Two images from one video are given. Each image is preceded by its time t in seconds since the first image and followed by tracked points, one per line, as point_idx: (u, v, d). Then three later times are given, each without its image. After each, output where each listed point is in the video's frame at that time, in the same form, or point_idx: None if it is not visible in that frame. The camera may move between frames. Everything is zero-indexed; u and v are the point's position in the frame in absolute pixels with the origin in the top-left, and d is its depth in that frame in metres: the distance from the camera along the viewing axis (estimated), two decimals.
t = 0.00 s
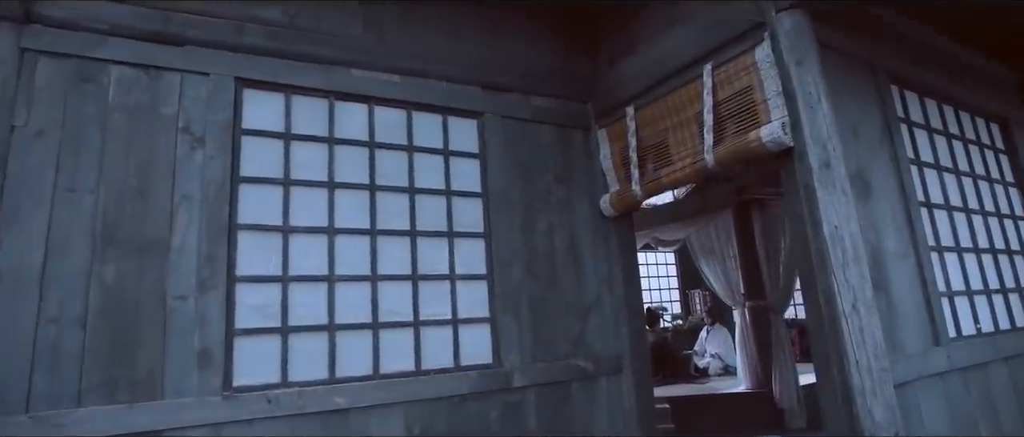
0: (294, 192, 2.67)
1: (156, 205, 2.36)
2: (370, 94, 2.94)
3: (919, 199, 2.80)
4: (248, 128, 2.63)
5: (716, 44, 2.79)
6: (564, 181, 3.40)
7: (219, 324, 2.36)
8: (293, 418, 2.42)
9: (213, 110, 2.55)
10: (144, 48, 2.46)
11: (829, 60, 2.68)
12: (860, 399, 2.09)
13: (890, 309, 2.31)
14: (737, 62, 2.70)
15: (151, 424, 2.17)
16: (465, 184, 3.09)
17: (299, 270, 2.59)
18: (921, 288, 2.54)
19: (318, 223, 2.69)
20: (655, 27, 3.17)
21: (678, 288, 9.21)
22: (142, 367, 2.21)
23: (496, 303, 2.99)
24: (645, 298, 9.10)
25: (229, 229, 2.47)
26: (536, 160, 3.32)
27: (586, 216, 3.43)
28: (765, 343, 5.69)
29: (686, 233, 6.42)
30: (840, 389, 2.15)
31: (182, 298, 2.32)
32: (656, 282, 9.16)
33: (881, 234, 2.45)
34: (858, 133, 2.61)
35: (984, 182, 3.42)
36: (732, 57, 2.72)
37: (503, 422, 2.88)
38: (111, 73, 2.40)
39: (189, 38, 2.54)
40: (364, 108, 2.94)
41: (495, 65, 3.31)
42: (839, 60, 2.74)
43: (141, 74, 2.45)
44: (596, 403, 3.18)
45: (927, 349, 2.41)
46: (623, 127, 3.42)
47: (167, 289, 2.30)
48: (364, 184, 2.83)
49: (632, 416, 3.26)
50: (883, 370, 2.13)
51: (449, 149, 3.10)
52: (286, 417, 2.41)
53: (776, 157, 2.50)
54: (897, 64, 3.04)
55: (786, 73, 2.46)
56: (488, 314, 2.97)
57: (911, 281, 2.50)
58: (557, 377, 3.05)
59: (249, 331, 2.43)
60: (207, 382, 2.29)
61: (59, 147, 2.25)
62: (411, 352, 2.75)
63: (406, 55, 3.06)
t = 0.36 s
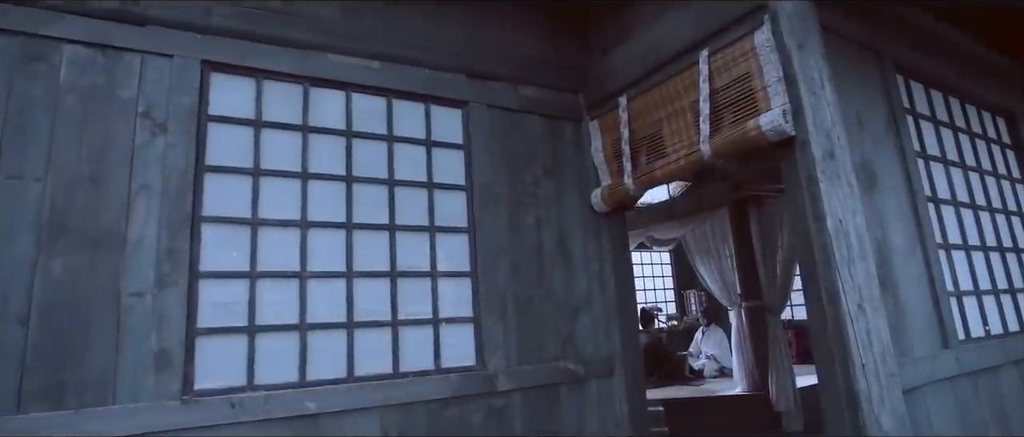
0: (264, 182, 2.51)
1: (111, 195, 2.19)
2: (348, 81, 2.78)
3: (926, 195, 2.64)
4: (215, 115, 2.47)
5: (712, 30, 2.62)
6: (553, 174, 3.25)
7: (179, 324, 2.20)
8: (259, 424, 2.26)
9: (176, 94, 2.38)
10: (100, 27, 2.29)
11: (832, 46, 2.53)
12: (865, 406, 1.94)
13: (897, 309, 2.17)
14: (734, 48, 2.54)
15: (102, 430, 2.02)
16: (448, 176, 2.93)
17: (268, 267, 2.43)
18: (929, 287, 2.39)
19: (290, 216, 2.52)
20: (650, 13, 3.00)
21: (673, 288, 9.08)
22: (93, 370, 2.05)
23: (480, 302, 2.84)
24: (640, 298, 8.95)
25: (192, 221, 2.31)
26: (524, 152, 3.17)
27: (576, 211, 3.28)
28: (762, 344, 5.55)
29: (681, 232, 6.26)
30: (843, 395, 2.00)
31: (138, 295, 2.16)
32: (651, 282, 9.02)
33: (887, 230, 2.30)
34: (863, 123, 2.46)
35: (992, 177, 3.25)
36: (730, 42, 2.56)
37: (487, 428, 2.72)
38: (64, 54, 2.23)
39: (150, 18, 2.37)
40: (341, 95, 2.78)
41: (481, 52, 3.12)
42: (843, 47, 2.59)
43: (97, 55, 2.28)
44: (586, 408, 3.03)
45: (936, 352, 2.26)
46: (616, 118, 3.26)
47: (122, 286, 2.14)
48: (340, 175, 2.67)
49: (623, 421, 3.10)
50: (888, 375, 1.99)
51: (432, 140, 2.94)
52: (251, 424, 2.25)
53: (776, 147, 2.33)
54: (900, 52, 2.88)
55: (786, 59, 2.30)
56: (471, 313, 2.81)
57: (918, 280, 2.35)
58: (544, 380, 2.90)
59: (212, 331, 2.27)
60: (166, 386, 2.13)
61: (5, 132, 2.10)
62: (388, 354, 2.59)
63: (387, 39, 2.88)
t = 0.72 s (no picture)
0: (235, 171, 2.34)
1: (65, 183, 2.03)
2: (327, 65, 2.62)
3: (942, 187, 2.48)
4: (183, 99, 2.31)
5: (715, 12, 2.46)
6: (547, 166, 3.09)
7: (139, 322, 2.04)
8: (226, 431, 2.10)
9: (139, 76, 2.22)
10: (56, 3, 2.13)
11: (843, 28, 2.36)
12: (881, 414, 1.78)
13: (913, 309, 2.01)
14: (737, 30, 2.37)
15: None
16: (434, 167, 2.77)
17: (238, 262, 2.27)
18: (946, 285, 2.23)
19: (263, 207, 2.36)
20: None
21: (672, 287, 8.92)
22: (41, 372, 1.90)
23: (467, 300, 2.68)
24: (639, 297, 8.80)
25: (155, 212, 2.15)
26: (514, 143, 3.01)
27: (570, 205, 3.11)
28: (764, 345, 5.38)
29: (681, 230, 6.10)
30: (855, 402, 1.84)
31: (94, 292, 2.00)
32: (650, 281, 8.86)
33: (902, 224, 2.14)
34: (876, 110, 2.30)
35: (1008, 170, 3.09)
36: (732, 25, 2.39)
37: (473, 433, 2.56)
38: (15, 31, 2.07)
39: None
40: (320, 80, 2.61)
41: (470, 37, 2.94)
42: (855, 29, 2.42)
43: (52, 33, 2.12)
44: (580, 412, 2.87)
45: (954, 355, 2.10)
46: (612, 108, 3.10)
47: (76, 281, 1.99)
48: (318, 164, 2.51)
49: (619, 426, 2.94)
50: (904, 380, 1.83)
51: (417, 128, 2.78)
52: (217, 430, 2.09)
53: (783, 134, 2.16)
54: (914, 38, 2.71)
55: (795, 40, 2.14)
56: (458, 312, 2.66)
57: (935, 277, 2.19)
58: (536, 382, 2.74)
59: (176, 330, 2.11)
60: (123, 389, 1.98)
61: None
62: (368, 355, 2.43)
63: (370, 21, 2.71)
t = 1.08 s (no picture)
0: (198, 158, 2.17)
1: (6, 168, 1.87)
2: (301, 46, 2.45)
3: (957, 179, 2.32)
4: (141, 79, 2.14)
5: None
6: (536, 156, 2.92)
7: (87, 319, 1.88)
8: None
9: (92, 53, 2.06)
10: None
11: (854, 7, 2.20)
12: (896, 423, 1.62)
13: (929, 308, 1.86)
14: (737, 9, 2.20)
15: None
16: (416, 156, 2.61)
17: (200, 255, 2.10)
18: (963, 283, 2.07)
19: (229, 197, 2.20)
20: None
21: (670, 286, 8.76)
22: None
23: (451, 297, 2.51)
24: (636, 296, 8.64)
25: (108, 201, 1.98)
26: (502, 132, 2.84)
27: (562, 198, 2.95)
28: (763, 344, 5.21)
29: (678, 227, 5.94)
30: (867, 410, 1.68)
31: (36, 286, 1.84)
32: (647, 279, 8.71)
33: (916, 217, 1.98)
34: (889, 95, 2.14)
35: None
36: (733, 3, 2.22)
37: None
38: None
39: None
40: (293, 61, 2.44)
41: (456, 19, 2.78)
42: (866, 8, 2.26)
43: None
44: (570, 416, 2.70)
45: (972, 358, 1.95)
46: (606, 96, 2.93)
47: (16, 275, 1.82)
48: (289, 151, 2.34)
49: (612, 431, 2.78)
50: (919, 385, 1.68)
51: (397, 115, 2.61)
52: None
53: (788, 119, 1.99)
54: (928, 21, 2.55)
55: (801, 17, 1.98)
56: (440, 311, 2.49)
57: (951, 274, 2.03)
58: (523, 385, 2.58)
59: (130, 328, 1.95)
60: (68, 391, 1.82)
61: None
62: (342, 355, 2.27)
63: None
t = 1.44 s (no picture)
0: (153, 141, 2.01)
1: None
2: (269, 24, 2.28)
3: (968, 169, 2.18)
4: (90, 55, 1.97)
5: None
6: (522, 145, 2.77)
7: (23, 314, 1.72)
8: None
9: (33, 26, 1.90)
10: None
11: None
12: (907, 432, 1.47)
13: (941, 306, 1.71)
14: None
15: None
16: (392, 142, 2.45)
17: (153, 246, 1.94)
18: (976, 280, 1.93)
19: (187, 183, 2.03)
20: None
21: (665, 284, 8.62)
22: None
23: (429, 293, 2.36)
24: (630, 293, 8.50)
25: (50, 186, 1.82)
26: (486, 119, 2.69)
27: (549, 189, 2.80)
28: (759, 343, 5.05)
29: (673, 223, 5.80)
30: (874, 417, 1.53)
31: None
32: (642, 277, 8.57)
33: (927, 208, 1.84)
34: (898, 77, 1.99)
35: None
36: None
37: None
38: None
39: None
40: (260, 40, 2.28)
41: None
42: None
43: None
44: (556, 419, 2.55)
45: (987, 361, 1.80)
46: (596, 81, 2.78)
47: None
48: (254, 135, 2.18)
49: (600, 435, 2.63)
50: (931, 390, 1.53)
51: (373, 98, 2.46)
52: None
53: (790, 102, 1.84)
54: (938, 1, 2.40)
55: None
56: (417, 307, 2.34)
57: (963, 270, 1.89)
58: (506, 387, 2.42)
59: (72, 324, 1.79)
60: None
61: None
62: (310, 354, 2.12)
63: None
